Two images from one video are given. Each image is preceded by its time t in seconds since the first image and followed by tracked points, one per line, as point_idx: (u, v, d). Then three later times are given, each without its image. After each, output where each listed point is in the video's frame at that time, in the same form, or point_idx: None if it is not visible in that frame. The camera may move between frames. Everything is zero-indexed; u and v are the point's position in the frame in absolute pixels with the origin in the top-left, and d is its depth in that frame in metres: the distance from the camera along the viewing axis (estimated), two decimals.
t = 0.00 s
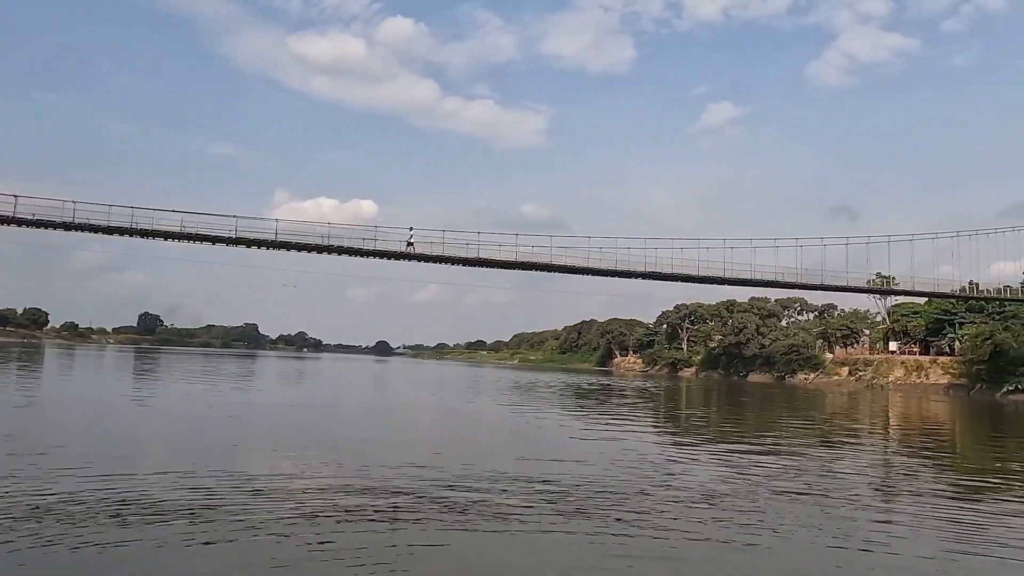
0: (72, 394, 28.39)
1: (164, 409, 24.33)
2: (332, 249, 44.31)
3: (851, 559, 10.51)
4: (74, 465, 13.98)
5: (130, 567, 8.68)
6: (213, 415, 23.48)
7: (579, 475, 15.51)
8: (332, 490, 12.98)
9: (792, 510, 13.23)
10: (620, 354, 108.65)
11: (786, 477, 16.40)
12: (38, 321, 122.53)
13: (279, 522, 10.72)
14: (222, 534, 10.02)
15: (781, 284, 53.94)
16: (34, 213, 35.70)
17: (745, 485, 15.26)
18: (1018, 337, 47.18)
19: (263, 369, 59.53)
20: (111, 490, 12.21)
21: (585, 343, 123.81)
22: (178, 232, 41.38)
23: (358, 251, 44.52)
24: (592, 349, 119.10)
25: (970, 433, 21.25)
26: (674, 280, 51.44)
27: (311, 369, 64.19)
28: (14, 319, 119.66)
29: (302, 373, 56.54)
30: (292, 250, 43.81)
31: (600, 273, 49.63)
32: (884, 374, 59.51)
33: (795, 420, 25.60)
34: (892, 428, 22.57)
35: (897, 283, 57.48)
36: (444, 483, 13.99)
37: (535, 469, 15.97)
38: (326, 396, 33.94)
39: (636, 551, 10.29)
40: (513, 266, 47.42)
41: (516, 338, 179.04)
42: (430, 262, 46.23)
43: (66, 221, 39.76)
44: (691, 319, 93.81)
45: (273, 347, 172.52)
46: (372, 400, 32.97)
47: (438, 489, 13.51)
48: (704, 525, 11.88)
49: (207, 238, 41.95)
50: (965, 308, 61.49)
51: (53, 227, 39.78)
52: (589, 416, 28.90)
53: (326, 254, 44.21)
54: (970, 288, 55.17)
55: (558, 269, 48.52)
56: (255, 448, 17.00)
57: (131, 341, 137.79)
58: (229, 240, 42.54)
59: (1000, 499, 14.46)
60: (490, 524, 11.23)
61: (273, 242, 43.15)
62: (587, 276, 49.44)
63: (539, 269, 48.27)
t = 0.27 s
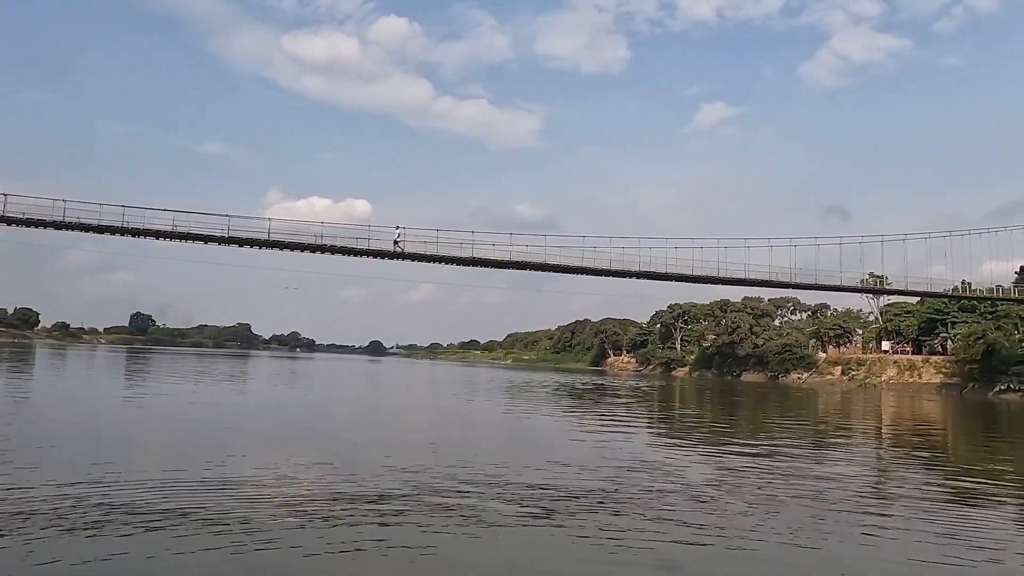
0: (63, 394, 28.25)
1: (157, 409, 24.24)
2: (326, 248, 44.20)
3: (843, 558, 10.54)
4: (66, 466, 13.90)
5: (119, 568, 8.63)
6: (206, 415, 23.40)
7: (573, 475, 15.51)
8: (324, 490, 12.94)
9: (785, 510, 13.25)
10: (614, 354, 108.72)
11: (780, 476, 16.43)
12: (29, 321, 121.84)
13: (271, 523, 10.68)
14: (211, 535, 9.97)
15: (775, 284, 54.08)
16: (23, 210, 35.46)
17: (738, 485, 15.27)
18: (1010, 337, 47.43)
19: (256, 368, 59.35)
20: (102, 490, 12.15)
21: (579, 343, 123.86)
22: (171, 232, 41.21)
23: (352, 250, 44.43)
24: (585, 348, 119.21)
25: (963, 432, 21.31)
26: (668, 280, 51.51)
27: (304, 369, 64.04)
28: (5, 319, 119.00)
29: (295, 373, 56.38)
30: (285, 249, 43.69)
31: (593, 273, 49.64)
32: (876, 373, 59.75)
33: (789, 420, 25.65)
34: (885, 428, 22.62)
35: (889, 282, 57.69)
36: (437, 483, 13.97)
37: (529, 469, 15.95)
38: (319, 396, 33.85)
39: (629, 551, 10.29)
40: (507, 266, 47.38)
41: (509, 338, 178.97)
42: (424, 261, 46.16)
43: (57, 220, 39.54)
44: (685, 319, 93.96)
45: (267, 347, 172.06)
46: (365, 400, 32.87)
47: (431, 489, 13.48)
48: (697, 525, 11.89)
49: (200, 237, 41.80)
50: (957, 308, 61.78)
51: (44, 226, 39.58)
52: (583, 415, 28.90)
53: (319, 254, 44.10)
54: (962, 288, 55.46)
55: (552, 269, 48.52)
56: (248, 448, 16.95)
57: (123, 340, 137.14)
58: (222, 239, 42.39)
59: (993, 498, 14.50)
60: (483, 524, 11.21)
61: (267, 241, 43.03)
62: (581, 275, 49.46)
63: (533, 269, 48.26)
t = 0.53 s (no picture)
0: (58, 395, 28.15)
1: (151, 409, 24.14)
2: (322, 247, 44.13)
3: (840, 557, 10.54)
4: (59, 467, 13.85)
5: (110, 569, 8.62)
6: (201, 415, 23.28)
7: (567, 474, 15.53)
8: (321, 490, 12.90)
9: (780, 508, 13.27)
10: (610, 353, 108.80)
11: (777, 475, 16.44)
12: (23, 321, 121.36)
13: (263, 523, 10.64)
14: (205, 535, 9.95)
15: (771, 283, 54.17)
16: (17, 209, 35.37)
17: (735, 484, 15.27)
18: (1005, 336, 47.60)
19: (252, 368, 59.21)
20: (95, 490, 12.11)
21: (575, 342, 123.86)
22: (166, 231, 41.10)
23: (348, 250, 44.39)
24: (582, 348, 119.30)
25: (959, 432, 21.35)
26: (664, 279, 51.54)
27: (301, 369, 63.94)
28: None
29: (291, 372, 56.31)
30: (281, 248, 43.60)
31: (589, 272, 49.64)
32: (872, 372, 59.94)
33: (785, 419, 25.72)
34: (880, 426, 22.68)
35: (885, 282, 57.79)
36: (432, 482, 13.98)
37: (524, 468, 15.95)
38: (315, 395, 33.80)
39: (627, 550, 10.28)
40: (503, 265, 47.34)
41: (505, 338, 178.96)
42: (421, 261, 46.11)
43: (51, 219, 39.41)
44: (681, 318, 94.03)
45: (262, 347, 171.70)
46: (362, 399, 32.86)
47: (426, 488, 13.48)
48: (694, 524, 11.90)
49: (195, 237, 41.68)
50: (952, 308, 61.97)
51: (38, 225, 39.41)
52: (580, 415, 28.93)
53: (315, 253, 44.04)
54: (958, 287, 55.61)
55: (549, 268, 48.52)
56: (242, 448, 16.89)
57: (118, 340, 136.78)
58: (217, 239, 42.31)
59: (989, 497, 14.52)
60: (480, 524, 11.19)
61: (263, 241, 42.95)
62: (578, 275, 49.46)
63: (530, 269, 48.25)
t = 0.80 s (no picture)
0: (55, 395, 28.08)
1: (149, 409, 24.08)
2: (320, 247, 44.08)
3: (840, 556, 10.52)
4: (56, 467, 13.80)
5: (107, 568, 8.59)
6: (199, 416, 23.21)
7: (566, 473, 15.52)
8: (319, 490, 12.85)
9: (779, 507, 13.26)
10: (608, 353, 108.81)
11: (776, 474, 16.42)
12: (19, 321, 121.05)
13: (262, 523, 10.61)
14: (203, 535, 9.92)
15: (769, 282, 54.20)
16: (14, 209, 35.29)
17: (734, 483, 15.25)
18: (1003, 335, 47.70)
19: (250, 368, 59.13)
20: (93, 490, 12.08)
21: (573, 342, 123.83)
22: (163, 231, 41.01)
23: (346, 250, 44.35)
24: (580, 348, 119.26)
25: (958, 430, 21.38)
26: (662, 278, 51.54)
27: (299, 369, 63.87)
28: None
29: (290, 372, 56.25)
30: (278, 247, 43.52)
31: (588, 272, 49.63)
32: (870, 371, 60.04)
33: (784, 419, 25.73)
34: (879, 426, 22.69)
35: (884, 281, 57.81)
36: (431, 482, 13.96)
37: (523, 468, 15.93)
38: (313, 395, 33.75)
39: (627, 549, 10.24)
40: (501, 265, 47.29)
41: (503, 337, 178.91)
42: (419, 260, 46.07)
43: (48, 219, 39.30)
44: (679, 318, 94.05)
45: (260, 346, 171.44)
46: (360, 399, 32.81)
47: (425, 488, 13.45)
48: (693, 523, 11.87)
49: (192, 236, 41.60)
50: (951, 307, 62.11)
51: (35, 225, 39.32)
52: (578, 414, 28.91)
53: (313, 252, 43.97)
54: (956, 286, 55.67)
55: (547, 268, 48.49)
56: (241, 448, 16.83)
57: (115, 340, 136.51)
58: (215, 239, 42.25)
59: (989, 496, 14.52)
60: (479, 523, 11.15)
61: (261, 240, 42.87)
62: (576, 274, 49.43)
63: (528, 268, 48.22)
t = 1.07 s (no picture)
0: (55, 395, 28.05)
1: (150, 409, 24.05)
2: (319, 246, 44.04)
3: (840, 556, 10.46)
4: (57, 466, 13.78)
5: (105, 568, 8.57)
6: (199, 416, 23.20)
7: (567, 473, 15.48)
8: (317, 490, 12.80)
9: (780, 507, 13.22)
10: (608, 353, 108.76)
11: (777, 474, 16.37)
12: (19, 321, 121.02)
13: (262, 523, 10.59)
14: (203, 535, 9.89)
15: (770, 281, 54.17)
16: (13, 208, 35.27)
17: (735, 483, 15.20)
18: (1004, 334, 47.64)
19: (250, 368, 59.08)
20: (94, 490, 12.07)
21: (573, 342, 123.73)
22: (163, 230, 41.00)
23: (346, 249, 44.33)
24: (580, 347, 119.18)
25: (960, 429, 21.33)
26: (663, 277, 51.49)
27: (299, 369, 63.83)
28: None
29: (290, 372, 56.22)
30: (278, 247, 43.48)
31: (588, 271, 49.58)
32: (871, 370, 59.99)
33: (785, 418, 25.70)
34: (881, 425, 22.63)
35: (885, 280, 57.73)
36: (431, 482, 13.92)
37: (524, 468, 15.89)
38: (314, 395, 33.71)
39: (627, 549, 10.19)
40: (502, 264, 47.23)
41: (503, 337, 178.80)
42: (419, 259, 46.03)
43: (47, 218, 39.27)
44: (679, 317, 94.00)
45: (260, 346, 171.35)
46: (361, 399, 32.78)
47: (426, 487, 13.43)
48: (693, 522, 11.84)
49: (192, 235, 41.58)
50: (952, 306, 62.03)
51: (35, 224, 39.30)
52: (579, 414, 28.86)
53: (313, 252, 43.94)
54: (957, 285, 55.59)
55: (548, 267, 48.42)
56: (242, 448, 16.81)
57: (115, 341, 136.42)
58: (215, 238, 42.24)
59: (991, 496, 14.44)
60: (478, 524, 11.07)
61: (261, 240, 42.84)
62: (577, 273, 49.37)
63: (528, 267, 48.16)
